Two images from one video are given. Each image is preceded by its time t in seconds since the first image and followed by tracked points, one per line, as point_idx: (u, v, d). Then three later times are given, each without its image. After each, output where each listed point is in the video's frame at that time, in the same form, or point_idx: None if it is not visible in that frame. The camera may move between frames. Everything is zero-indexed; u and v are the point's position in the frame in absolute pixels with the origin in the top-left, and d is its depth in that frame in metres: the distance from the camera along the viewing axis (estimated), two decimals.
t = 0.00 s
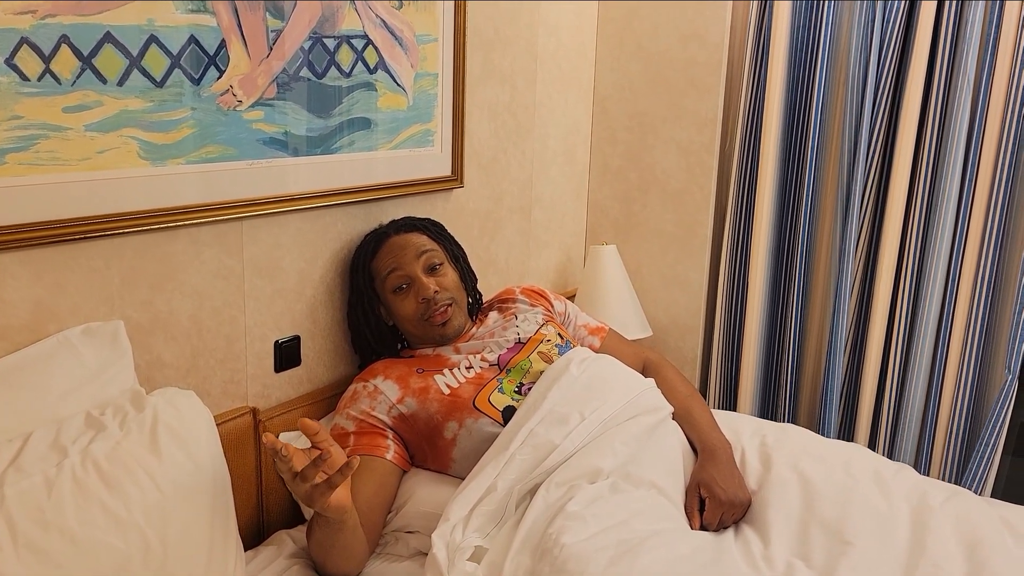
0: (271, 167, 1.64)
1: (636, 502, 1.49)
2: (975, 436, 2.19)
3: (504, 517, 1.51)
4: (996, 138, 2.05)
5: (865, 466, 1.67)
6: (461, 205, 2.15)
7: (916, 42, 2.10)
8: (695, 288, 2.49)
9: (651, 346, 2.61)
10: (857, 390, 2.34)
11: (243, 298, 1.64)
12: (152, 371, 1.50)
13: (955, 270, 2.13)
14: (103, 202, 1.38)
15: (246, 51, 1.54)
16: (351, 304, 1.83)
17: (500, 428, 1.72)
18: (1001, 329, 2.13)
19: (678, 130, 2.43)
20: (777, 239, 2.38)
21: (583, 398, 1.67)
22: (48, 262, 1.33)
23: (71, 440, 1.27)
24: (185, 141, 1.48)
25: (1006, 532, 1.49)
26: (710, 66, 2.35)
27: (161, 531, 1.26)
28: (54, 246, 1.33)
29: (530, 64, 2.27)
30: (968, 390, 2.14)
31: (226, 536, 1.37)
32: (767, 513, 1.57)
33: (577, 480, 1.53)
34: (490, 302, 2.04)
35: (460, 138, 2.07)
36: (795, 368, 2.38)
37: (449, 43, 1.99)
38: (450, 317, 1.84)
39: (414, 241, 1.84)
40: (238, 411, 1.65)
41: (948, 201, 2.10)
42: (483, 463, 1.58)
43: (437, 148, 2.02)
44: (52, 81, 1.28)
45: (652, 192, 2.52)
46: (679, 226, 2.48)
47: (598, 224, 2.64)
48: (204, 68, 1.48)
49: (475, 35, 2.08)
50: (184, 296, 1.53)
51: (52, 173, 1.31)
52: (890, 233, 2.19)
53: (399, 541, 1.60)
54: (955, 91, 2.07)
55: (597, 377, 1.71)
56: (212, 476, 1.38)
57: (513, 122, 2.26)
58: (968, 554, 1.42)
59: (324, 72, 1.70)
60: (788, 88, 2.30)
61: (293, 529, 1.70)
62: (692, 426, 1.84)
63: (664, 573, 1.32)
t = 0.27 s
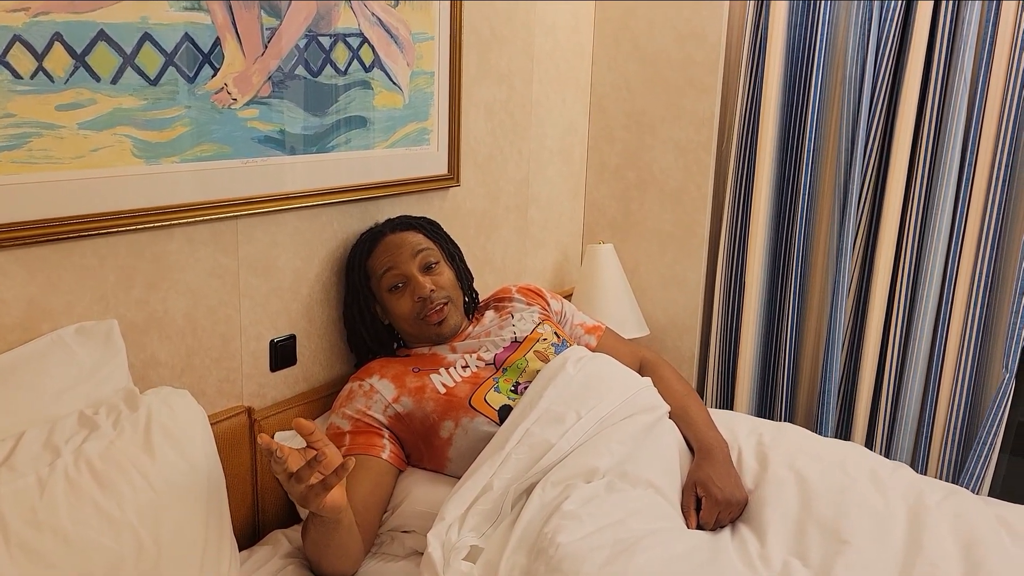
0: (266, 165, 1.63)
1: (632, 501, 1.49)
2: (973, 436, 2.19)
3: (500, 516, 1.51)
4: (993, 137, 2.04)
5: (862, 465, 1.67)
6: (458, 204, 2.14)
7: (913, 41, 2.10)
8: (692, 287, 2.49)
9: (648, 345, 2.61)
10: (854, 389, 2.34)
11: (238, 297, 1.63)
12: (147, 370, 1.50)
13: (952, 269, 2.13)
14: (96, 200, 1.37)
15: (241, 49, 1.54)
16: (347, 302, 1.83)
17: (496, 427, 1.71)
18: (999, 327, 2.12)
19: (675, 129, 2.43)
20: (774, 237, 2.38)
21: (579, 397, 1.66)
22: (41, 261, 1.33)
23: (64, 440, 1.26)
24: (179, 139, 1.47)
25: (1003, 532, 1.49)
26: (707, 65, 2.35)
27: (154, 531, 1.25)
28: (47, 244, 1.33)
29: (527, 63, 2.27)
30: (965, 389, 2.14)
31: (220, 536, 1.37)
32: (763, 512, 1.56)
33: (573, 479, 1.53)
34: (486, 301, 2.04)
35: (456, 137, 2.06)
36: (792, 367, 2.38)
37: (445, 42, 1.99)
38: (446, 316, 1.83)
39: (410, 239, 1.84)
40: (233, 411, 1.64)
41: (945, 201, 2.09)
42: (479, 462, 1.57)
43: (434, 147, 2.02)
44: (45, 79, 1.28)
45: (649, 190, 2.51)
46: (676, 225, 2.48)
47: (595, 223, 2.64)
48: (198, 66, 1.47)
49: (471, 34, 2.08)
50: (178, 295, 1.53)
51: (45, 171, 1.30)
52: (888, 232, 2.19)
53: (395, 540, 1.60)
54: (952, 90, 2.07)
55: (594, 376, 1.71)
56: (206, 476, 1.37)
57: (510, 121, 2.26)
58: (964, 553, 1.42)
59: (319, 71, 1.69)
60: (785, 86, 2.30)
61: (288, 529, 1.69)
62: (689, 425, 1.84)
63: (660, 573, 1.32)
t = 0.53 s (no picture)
0: (263, 165, 1.63)
1: (632, 500, 1.48)
2: (972, 434, 2.18)
3: (499, 517, 1.50)
4: (993, 135, 2.04)
5: (861, 464, 1.66)
6: (456, 204, 2.13)
7: (912, 38, 2.09)
8: (691, 286, 2.48)
9: (647, 345, 2.60)
10: (854, 388, 2.33)
11: (235, 297, 1.63)
12: (143, 371, 1.49)
13: (952, 267, 2.12)
14: (91, 200, 1.37)
15: (237, 48, 1.53)
16: (345, 302, 1.82)
17: (494, 427, 1.70)
18: (998, 326, 2.12)
19: (673, 128, 2.42)
20: (773, 236, 2.37)
21: (578, 397, 1.66)
22: (37, 261, 1.32)
23: (59, 441, 1.26)
24: (175, 138, 1.46)
25: (1003, 531, 1.48)
26: (705, 63, 2.34)
27: (151, 533, 1.24)
28: (42, 245, 1.32)
29: (525, 62, 2.26)
30: (965, 388, 2.13)
31: (217, 537, 1.36)
32: (763, 512, 1.56)
33: (572, 479, 1.52)
34: (484, 301, 2.03)
35: (454, 136, 2.05)
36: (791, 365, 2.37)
37: (443, 41, 1.98)
38: (444, 315, 1.83)
39: (407, 238, 1.83)
40: (231, 411, 1.64)
41: (945, 199, 2.09)
42: (477, 463, 1.57)
43: (431, 146, 2.01)
44: (40, 78, 1.27)
45: (648, 189, 2.51)
46: (675, 224, 2.47)
47: (594, 223, 2.63)
48: (194, 65, 1.46)
49: (469, 33, 2.07)
50: (175, 295, 1.52)
51: (40, 171, 1.30)
52: (887, 231, 2.19)
53: (393, 541, 1.59)
54: (951, 88, 2.06)
55: (593, 376, 1.70)
56: (203, 477, 1.37)
57: (508, 120, 2.25)
58: (964, 553, 1.41)
59: (316, 70, 1.69)
60: (784, 84, 2.29)
61: (286, 529, 1.68)
62: (688, 425, 1.83)
63: (659, 573, 1.31)
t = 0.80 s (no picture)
0: (261, 166, 1.62)
1: (631, 501, 1.48)
2: (972, 435, 2.18)
3: (497, 518, 1.50)
4: (992, 135, 2.04)
5: (861, 465, 1.66)
6: (454, 204, 2.13)
7: (911, 38, 2.09)
8: (690, 287, 2.48)
9: (646, 345, 2.60)
10: (853, 389, 2.33)
11: (233, 298, 1.62)
12: (141, 372, 1.49)
13: (951, 267, 2.12)
14: (89, 202, 1.36)
15: (235, 49, 1.53)
16: (343, 303, 1.82)
17: (493, 428, 1.70)
18: (998, 326, 2.11)
19: (672, 128, 2.42)
20: (772, 236, 2.37)
21: (577, 398, 1.65)
22: (34, 263, 1.31)
23: (56, 443, 1.25)
24: (172, 139, 1.46)
25: (1002, 531, 1.48)
26: (704, 64, 2.34)
27: (148, 535, 1.24)
28: (39, 246, 1.31)
29: (524, 62, 2.26)
30: (964, 388, 2.13)
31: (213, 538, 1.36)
32: (762, 513, 1.55)
33: (571, 480, 1.52)
34: (483, 302, 2.03)
35: (452, 137, 2.05)
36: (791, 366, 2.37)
37: (441, 41, 1.98)
38: (442, 315, 1.82)
39: (406, 238, 1.83)
40: (229, 413, 1.63)
41: (944, 200, 2.09)
42: (476, 464, 1.56)
43: (430, 147, 2.01)
44: (36, 79, 1.27)
45: (647, 189, 2.50)
46: (674, 224, 2.47)
47: (593, 223, 2.63)
48: (192, 66, 1.46)
49: (467, 33, 2.07)
50: (173, 296, 1.51)
51: (37, 172, 1.29)
52: (886, 231, 2.18)
53: (392, 542, 1.58)
54: (951, 88, 2.06)
55: (591, 377, 1.70)
56: (201, 479, 1.36)
57: (506, 121, 2.25)
58: (963, 553, 1.41)
59: (314, 71, 1.68)
60: (783, 84, 2.29)
61: (285, 531, 1.68)
62: (687, 426, 1.83)
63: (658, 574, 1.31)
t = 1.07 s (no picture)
0: (258, 168, 1.62)
1: (629, 503, 1.48)
2: (969, 436, 2.18)
3: (495, 520, 1.50)
4: (989, 136, 2.04)
5: (859, 466, 1.66)
6: (452, 205, 2.13)
7: (908, 39, 2.09)
8: (688, 287, 2.48)
9: (644, 346, 2.60)
10: (851, 389, 2.33)
11: (231, 300, 1.62)
12: (138, 374, 1.48)
13: (949, 268, 2.12)
14: (86, 204, 1.36)
15: (232, 51, 1.53)
16: (341, 305, 1.82)
17: (491, 430, 1.70)
18: (995, 327, 2.12)
19: (670, 129, 2.42)
20: (770, 237, 2.37)
21: (574, 400, 1.65)
22: (31, 265, 1.31)
23: (53, 446, 1.25)
24: (169, 142, 1.46)
25: (999, 531, 1.48)
26: (702, 64, 2.34)
27: (146, 538, 1.24)
28: (36, 248, 1.31)
29: (521, 63, 2.26)
30: (962, 389, 2.13)
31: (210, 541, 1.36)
32: (760, 515, 1.55)
33: (568, 482, 1.52)
34: (481, 303, 2.03)
35: (450, 138, 2.05)
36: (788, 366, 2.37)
37: (438, 42, 1.98)
38: (440, 317, 1.82)
39: (403, 240, 1.83)
40: (227, 415, 1.63)
41: (941, 201, 2.09)
42: (474, 467, 1.56)
43: (427, 148, 2.00)
44: (33, 82, 1.26)
45: (645, 190, 2.50)
46: (672, 225, 2.47)
47: (591, 223, 2.63)
48: (189, 68, 1.46)
49: (464, 34, 2.06)
50: (170, 298, 1.51)
51: (34, 174, 1.29)
52: (883, 232, 2.18)
53: (390, 544, 1.58)
54: (948, 88, 2.06)
55: (589, 379, 1.70)
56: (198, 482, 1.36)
57: (504, 122, 2.25)
58: (961, 555, 1.41)
59: (312, 72, 1.68)
60: (780, 85, 2.29)
61: (283, 533, 1.68)
62: (685, 427, 1.83)
63: None
